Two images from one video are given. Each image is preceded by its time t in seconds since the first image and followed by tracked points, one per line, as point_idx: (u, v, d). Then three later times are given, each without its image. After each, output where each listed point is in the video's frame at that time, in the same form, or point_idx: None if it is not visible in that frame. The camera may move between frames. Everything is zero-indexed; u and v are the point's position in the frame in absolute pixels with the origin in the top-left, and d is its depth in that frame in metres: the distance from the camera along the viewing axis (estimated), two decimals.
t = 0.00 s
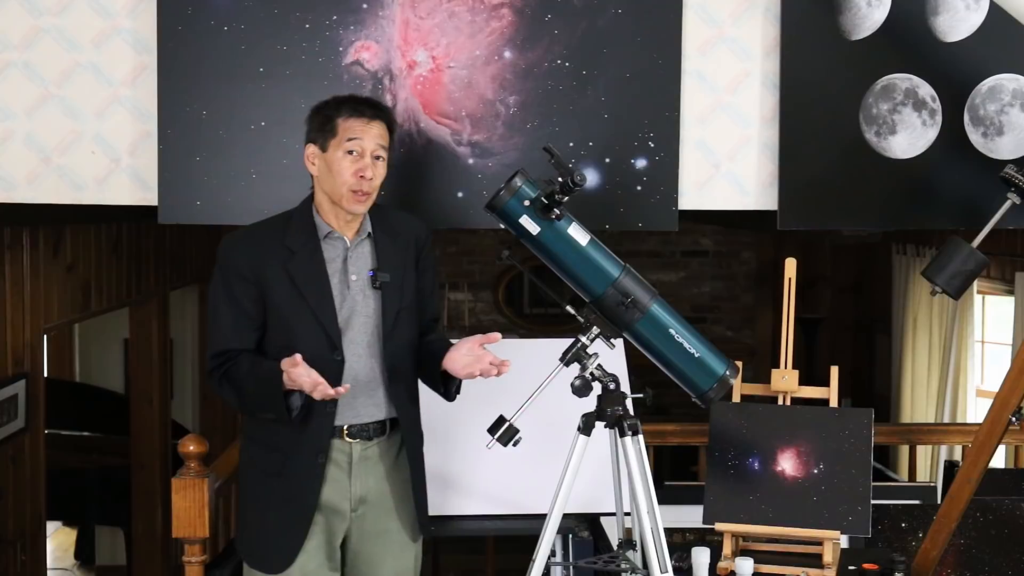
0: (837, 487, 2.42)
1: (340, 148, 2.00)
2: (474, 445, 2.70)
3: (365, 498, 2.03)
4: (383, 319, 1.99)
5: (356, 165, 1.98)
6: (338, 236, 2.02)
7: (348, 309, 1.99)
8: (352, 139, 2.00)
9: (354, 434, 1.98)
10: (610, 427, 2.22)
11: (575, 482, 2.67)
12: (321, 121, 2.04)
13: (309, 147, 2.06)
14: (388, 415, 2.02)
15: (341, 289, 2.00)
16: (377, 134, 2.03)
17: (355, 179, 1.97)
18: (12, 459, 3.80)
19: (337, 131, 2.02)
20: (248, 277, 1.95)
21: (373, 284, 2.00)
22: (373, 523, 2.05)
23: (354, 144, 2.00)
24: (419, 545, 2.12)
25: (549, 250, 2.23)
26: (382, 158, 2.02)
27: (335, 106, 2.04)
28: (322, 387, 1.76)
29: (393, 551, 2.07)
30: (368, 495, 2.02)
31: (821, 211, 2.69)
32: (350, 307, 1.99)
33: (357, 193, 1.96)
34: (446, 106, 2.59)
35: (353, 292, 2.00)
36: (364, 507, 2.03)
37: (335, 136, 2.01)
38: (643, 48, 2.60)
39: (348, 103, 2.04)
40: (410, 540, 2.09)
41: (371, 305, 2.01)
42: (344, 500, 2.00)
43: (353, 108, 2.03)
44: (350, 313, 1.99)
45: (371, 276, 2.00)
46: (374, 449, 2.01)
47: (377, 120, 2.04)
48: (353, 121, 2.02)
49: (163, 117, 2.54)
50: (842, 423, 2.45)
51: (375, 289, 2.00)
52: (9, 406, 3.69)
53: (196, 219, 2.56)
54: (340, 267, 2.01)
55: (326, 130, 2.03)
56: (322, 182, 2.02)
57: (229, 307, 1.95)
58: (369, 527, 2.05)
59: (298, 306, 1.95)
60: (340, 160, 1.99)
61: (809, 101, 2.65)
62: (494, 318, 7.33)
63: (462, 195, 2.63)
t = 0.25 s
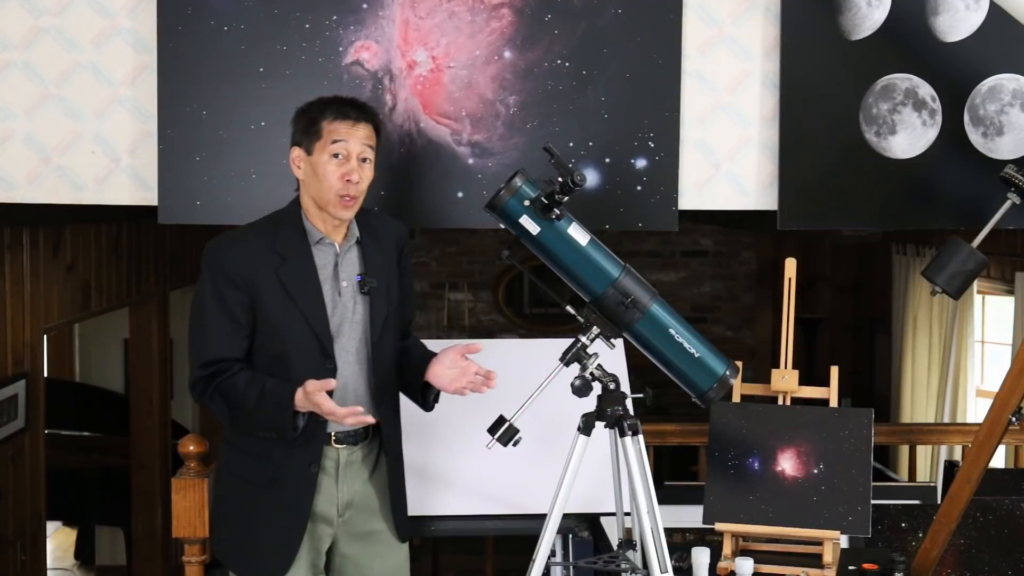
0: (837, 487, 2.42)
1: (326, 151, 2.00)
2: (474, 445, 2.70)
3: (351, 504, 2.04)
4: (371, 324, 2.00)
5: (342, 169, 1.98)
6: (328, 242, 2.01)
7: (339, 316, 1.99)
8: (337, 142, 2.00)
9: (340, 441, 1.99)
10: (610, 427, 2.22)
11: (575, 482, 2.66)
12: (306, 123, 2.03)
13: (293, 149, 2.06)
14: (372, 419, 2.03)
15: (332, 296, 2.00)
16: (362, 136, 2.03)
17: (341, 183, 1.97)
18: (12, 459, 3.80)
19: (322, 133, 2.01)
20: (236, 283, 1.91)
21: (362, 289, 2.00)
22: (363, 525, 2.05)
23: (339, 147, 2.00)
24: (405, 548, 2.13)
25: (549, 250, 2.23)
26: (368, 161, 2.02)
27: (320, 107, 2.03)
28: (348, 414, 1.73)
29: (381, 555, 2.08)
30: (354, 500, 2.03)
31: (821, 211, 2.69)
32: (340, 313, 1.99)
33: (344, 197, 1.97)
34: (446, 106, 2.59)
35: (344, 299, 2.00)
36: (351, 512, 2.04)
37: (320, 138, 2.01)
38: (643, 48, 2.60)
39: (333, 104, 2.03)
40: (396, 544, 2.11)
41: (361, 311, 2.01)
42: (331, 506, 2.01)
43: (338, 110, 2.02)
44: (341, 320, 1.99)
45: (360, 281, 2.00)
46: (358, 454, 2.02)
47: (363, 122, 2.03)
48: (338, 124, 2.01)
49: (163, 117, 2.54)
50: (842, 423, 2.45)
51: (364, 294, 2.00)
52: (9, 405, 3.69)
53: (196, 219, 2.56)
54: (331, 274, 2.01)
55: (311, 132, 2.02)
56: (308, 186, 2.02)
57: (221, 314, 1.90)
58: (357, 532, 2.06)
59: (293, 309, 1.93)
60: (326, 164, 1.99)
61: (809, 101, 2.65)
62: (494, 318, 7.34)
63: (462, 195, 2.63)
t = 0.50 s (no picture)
0: (837, 487, 2.41)
1: (315, 152, 1.99)
2: (474, 445, 2.70)
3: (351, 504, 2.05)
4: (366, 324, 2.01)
5: (331, 170, 1.98)
6: (320, 241, 2.01)
7: (336, 315, 1.99)
8: (327, 142, 1.99)
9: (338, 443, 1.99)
10: (610, 427, 2.22)
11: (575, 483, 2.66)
12: (296, 122, 2.02)
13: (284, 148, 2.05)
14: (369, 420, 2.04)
15: (329, 295, 1.99)
16: (352, 137, 2.02)
17: (330, 185, 1.97)
18: (12, 459, 3.80)
19: (311, 132, 2.00)
20: (234, 285, 1.89)
21: (358, 287, 2.00)
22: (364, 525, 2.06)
23: (329, 147, 1.99)
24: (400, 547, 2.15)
25: (549, 250, 2.23)
26: (358, 162, 2.02)
27: (311, 106, 2.02)
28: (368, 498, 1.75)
29: (379, 555, 2.10)
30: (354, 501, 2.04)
31: (822, 211, 2.69)
32: (338, 312, 1.99)
33: (333, 199, 1.97)
34: (446, 106, 2.59)
35: (341, 298, 2.00)
36: (350, 514, 2.06)
37: (310, 137, 2.00)
38: (643, 48, 2.60)
39: (323, 104, 2.02)
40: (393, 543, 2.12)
41: (357, 308, 2.01)
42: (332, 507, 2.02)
43: (329, 110, 2.01)
44: (338, 318, 1.99)
45: (355, 279, 2.01)
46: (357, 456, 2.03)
47: (353, 122, 2.02)
48: (328, 124, 2.00)
49: (163, 117, 2.54)
50: (842, 423, 2.45)
51: (359, 292, 2.01)
52: (9, 405, 3.69)
53: (196, 220, 2.56)
54: (327, 273, 2.01)
55: (300, 132, 2.01)
56: (298, 186, 2.01)
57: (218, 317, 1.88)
58: (355, 533, 2.07)
59: (292, 310, 1.92)
60: (315, 164, 1.98)
61: (809, 101, 2.65)
62: (494, 318, 7.34)
63: (462, 195, 2.63)
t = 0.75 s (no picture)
0: (837, 487, 2.41)
1: (313, 149, 1.99)
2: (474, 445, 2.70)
3: (360, 504, 2.05)
4: (371, 324, 2.01)
5: (328, 167, 1.98)
6: (323, 239, 2.01)
7: (342, 312, 1.99)
8: (323, 139, 1.99)
9: (349, 440, 1.99)
10: (610, 427, 2.22)
11: (575, 483, 2.66)
12: (292, 121, 2.02)
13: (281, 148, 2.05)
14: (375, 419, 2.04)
15: (334, 292, 1.99)
16: (349, 134, 2.01)
17: (328, 182, 1.97)
18: (12, 459, 3.80)
19: (308, 131, 2.00)
20: (240, 288, 1.87)
21: (362, 285, 2.01)
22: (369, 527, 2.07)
23: (326, 145, 1.99)
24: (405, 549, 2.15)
25: (548, 250, 2.23)
26: (355, 158, 2.01)
27: (306, 105, 2.02)
28: None
29: (386, 554, 2.09)
30: (364, 501, 2.04)
31: (821, 211, 2.69)
32: (344, 309, 1.99)
33: (331, 195, 1.97)
34: (446, 106, 2.59)
35: (347, 295, 2.00)
36: (361, 513, 2.05)
37: (306, 136, 2.00)
38: (643, 48, 2.60)
39: (319, 102, 2.02)
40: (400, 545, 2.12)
41: (361, 306, 2.02)
42: (343, 506, 2.02)
43: (324, 108, 2.01)
44: (344, 315, 1.99)
45: (359, 278, 2.02)
46: (366, 453, 2.04)
47: (349, 119, 2.02)
48: (324, 122, 2.00)
49: (163, 118, 2.54)
50: (842, 423, 2.45)
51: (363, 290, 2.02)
52: (9, 406, 3.69)
53: (196, 220, 2.56)
54: (332, 272, 2.00)
55: (296, 130, 2.01)
56: (296, 184, 2.01)
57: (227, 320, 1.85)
58: (365, 533, 2.06)
59: (298, 310, 1.91)
60: (312, 163, 1.98)
61: (809, 101, 2.65)
62: (494, 318, 7.34)
63: (462, 195, 2.63)
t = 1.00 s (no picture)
0: (837, 487, 2.41)
1: (319, 149, 2.00)
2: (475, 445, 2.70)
3: (368, 501, 2.07)
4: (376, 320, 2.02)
5: (334, 166, 1.99)
6: (329, 238, 2.02)
7: (347, 309, 1.99)
8: (329, 139, 2.00)
9: (356, 437, 2.00)
10: (610, 427, 2.22)
11: (575, 483, 2.66)
12: (298, 121, 2.03)
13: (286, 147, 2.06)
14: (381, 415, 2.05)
15: (340, 289, 2.00)
16: (355, 134, 2.03)
17: (334, 180, 1.98)
18: (12, 459, 3.80)
19: (314, 131, 2.01)
20: (249, 284, 1.85)
21: (369, 283, 2.03)
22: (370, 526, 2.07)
23: (332, 144, 2.00)
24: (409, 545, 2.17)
25: (549, 250, 2.23)
26: (361, 158, 2.02)
27: (313, 104, 2.03)
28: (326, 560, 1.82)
29: (391, 552, 2.11)
30: (371, 497, 2.07)
31: (822, 211, 2.69)
32: (349, 305, 2.00)
33: (337, 194, 1.98)
34: (446, 106, 2.59)
35: (352, 291, 2.01)
36: (368, 509, 2.07)
37: (313, 135, 2.01)
38: (643, 48, 2.60)
39: (325, 102, 2.03)
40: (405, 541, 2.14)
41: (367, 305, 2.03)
42: (352, 503, 2.03)
43: (331, 107, 2.02)
44: (350, 311, 1.99)
45: (365, 276, 2.03)
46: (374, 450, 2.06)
47: (356, 119, 2.04)
48: (331, 121, 2.01)
49: (163, 117, 2.54)
50: (842, 423, 2.45)
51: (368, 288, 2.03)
52: (9, 406, 3.70)
53: (196, 220, 2.56)
54: (338, 269, 2.01)
55: (303, 130, 2.02)
56: (301, 183, 2.02)
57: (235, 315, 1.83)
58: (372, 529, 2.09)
59: (302, 307, 1.91)
60: (318, 162, 1.99)
61: (809, 101, 2.65)
62: (494, 318, 7.34)
63: (462, 195, 2.63)
